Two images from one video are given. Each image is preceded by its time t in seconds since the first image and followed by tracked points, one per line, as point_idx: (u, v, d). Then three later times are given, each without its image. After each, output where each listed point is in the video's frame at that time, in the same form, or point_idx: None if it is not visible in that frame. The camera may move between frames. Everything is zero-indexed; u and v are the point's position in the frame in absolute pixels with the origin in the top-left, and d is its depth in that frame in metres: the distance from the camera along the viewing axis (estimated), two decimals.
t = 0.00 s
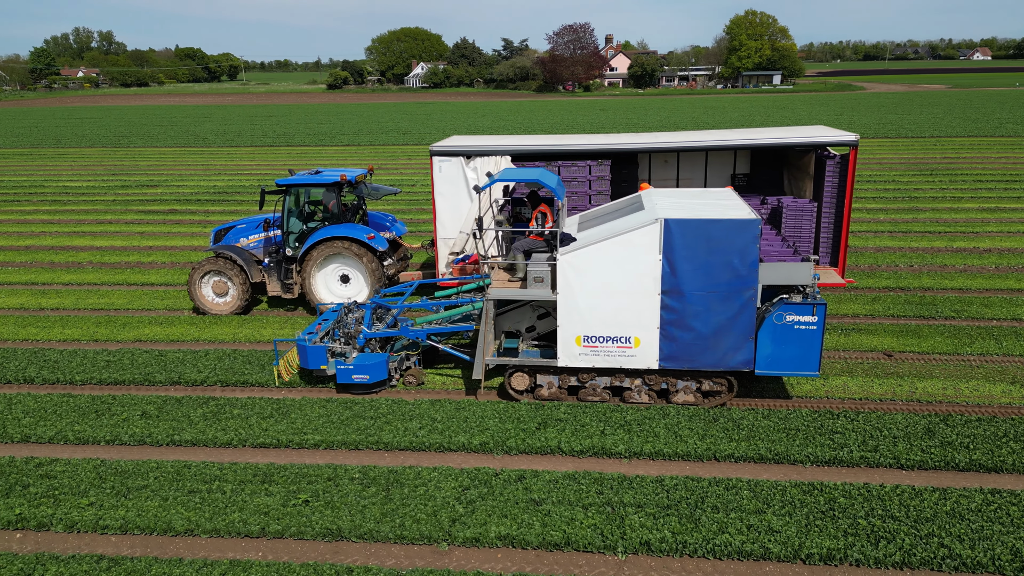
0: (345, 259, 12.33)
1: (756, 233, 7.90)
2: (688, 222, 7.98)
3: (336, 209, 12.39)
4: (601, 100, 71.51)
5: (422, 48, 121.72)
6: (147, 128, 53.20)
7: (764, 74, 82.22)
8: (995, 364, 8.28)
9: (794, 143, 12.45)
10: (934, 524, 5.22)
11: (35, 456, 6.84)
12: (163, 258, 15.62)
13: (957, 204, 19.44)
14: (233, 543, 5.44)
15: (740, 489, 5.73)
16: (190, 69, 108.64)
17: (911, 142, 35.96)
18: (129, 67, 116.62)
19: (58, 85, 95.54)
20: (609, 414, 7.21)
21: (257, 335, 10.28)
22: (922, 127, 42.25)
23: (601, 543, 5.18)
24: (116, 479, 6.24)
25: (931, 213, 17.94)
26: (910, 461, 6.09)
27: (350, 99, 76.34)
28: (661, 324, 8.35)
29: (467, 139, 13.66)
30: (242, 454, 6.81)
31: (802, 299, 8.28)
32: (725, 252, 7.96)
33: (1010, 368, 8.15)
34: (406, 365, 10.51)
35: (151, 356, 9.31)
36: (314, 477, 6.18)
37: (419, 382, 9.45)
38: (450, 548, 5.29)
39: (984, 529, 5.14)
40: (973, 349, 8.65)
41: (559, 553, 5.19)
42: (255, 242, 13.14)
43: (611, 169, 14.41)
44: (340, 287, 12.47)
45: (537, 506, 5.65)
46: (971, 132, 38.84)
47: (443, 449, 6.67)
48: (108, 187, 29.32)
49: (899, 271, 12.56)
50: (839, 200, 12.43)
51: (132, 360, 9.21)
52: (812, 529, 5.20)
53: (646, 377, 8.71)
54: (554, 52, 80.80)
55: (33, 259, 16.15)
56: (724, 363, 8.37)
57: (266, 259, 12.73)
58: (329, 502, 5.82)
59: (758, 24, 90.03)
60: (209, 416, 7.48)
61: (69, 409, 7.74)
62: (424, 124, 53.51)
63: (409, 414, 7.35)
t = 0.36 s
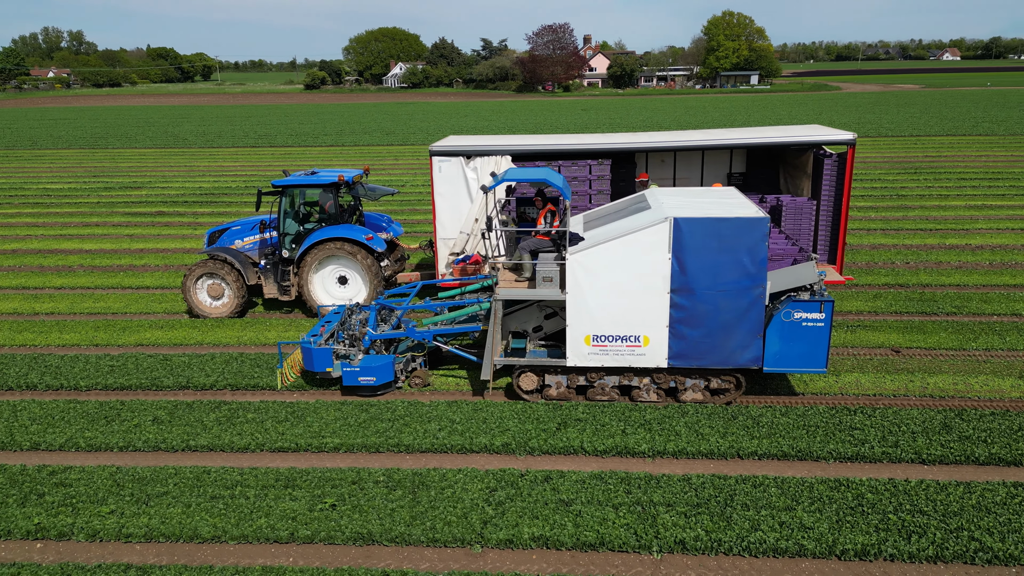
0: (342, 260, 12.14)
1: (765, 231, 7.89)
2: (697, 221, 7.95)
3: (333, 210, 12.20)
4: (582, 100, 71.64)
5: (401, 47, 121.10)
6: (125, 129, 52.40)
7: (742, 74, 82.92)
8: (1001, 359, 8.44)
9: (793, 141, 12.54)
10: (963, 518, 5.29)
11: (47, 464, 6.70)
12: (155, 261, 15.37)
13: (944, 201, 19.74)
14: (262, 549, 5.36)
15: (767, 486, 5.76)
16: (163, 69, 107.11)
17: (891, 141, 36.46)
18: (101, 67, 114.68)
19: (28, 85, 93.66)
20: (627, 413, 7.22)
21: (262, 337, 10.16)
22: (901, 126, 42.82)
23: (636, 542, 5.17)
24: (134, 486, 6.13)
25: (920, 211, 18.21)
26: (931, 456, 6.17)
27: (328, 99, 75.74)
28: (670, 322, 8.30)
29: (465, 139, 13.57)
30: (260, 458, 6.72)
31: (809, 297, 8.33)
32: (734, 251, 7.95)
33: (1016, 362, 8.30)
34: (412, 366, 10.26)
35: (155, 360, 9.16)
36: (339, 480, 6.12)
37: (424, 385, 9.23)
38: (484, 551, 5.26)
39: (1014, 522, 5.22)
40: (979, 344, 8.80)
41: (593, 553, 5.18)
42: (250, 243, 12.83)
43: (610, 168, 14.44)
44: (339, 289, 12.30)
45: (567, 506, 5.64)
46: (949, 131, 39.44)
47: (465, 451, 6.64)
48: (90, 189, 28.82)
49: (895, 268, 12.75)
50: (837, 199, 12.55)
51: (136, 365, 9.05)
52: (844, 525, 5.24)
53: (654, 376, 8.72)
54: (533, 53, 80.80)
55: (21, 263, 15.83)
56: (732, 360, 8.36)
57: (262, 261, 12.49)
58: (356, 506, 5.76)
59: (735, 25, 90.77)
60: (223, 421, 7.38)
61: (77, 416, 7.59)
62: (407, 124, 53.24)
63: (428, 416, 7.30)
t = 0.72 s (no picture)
0: (341, 261, 11.90)
1: (776, 229, 7.80)
2: (708, 219, 7.82)
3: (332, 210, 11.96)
4: (562, 100, 71.79)
5: (379, 47, 120.51)
6: (102, 129, 51.57)
7: (720, 74, 83.63)
8: (1006, 353, 8.59)
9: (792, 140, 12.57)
10: (992, 510, 5.37)
11: (62, 471, 6.57)
12: (148, 263, 15.15)
13: (931, 199, 20.04)
14: (295, 553, 5.31)
15: (796, 483, 5.80)
16: (135, 69, 105.57)
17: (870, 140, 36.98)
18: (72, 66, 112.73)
19: None
20: (647, 412, 7.23)
21: (268, 340, 10.04)
22: (880, 125, 43.46)
23: (673, 541, 5.19)
24: (156, 492, 6.03)
25: (908, 209, 18.51)
26: (953, 450, 6.26)
27: (307, 99, 75.15)
28: (679, 320, 8.17)
29: (465, 139, 13.43)
30: (281, 462, 6.65)
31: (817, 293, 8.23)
32: (745, 249, 7.84)
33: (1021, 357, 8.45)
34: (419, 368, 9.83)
35: (162, 364, 9.01)
36: (365, 483, 6.08)
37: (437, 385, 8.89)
38: (521, 551, 5.25)
39: None
40: (983, 339, 8.95)
41: (630, 552, 5.20)
42: (247, 245, 12.61)
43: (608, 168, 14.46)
44: (338, 289, 12.08)
45: (600, 505, 5.65)
46: (926, 130, 40.09)
47: (490, 452, 6.62)
48: (72, 192, 28.33)
49: (891, 265, 12.93)
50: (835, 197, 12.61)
51: (143, 369, 8.90)
52: (877, 520, 5.29)
53: (664, 374, 8.53)
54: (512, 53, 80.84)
55: (9, 267, 15.52)
56: (741, 357, 8.26)
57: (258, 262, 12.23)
58: (387, 508, 5.72)
59: (713, 25, 91.55)
60: (240, 424, 7.29)
61: (87, 422, 7.45)
62: (389, 125, 53.00)
63: (448, 417, 7.26)
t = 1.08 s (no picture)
0: (341, 261, 11.75)
1: (786, 226, 7.79)
2: (719, 217, 7.80)
3: (332, 210, 11.83)
4: (542, 100, 71.80)
5: (357, 47, 119.73)
6: (78, 130, 50.69)
7: (699, 74, 84.14)
8: (1012, 347, 8.74)
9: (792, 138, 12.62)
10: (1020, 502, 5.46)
11: (81, 478, 6.45)
12: (143, 266, 14.94)
13: (919, 196, 20.32)
14: (331, 557, 5.27)
15: (825, 478, 5.86)
16: (108, 69, 103.84)
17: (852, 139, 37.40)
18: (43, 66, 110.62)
19: None
20: (669, 409, 7.25)
21: (276, 342, 9.94)
22: (860, 125, 43.99)
23: (711, 538, 5.22)
24: (182, 497, 5.95)
25: (897, 206, 18.77)
26: (974, 443, 6.36)
27: (285, 99, 74.45)
28: (691, 318, 8.13)
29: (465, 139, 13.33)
30: (305, 466, 6.59)
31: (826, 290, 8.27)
32: (756, 247, 7.83)
33: None
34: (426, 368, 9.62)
35: (171, 368, 8.88)
36: (395, 484, 6.04)
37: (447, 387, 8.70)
38: (559, 551, 5.24)
39: None
40: (989, 333, 9.09)
41: (668, 549, 5.22)
42: (244, 247, 12.30)
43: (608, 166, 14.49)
44: (338, 290, 11.90)
45: (634, 503, 5.66)
46: (906, 129, 40.66)
47: (516, 452, 6.61)
48: (53, 194, 27.86)
49: (889, 262, 13.10)
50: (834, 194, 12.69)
51: (152, 373, 8.77)
52: (909, 513, 5.36)
53: (675, 371, 8.49)
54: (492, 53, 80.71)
55: None
56: (752, 355, 8.24)
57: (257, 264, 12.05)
58: (420, 510, 5.69)
59: (691, 25, 92.14)
60: (259, 427, 7.21)
61: (101, 428, 7.33)
62: (371, 125, 52.69)
63: (469, 417, 7.24)
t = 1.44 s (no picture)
0: (342, 262, 11.60)
1: (796, 223, 7.76)
2: (731, 215, 7.76)
3: (332, 211, 11.71)
4: (524, 100, 71.81)
5: (336, 47, 118.93)
6: (54, 131, 49.81)
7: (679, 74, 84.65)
8: (1018, 341, 8.90)
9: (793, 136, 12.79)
10: None
11: (103, 484, 6.35)
12: (139, 268, 14.74)
13: (907, 194, 20.62)
14: (371, 558, 5.24)
15: (854, 472, 5.92)
16: (82, 69, 102.14)
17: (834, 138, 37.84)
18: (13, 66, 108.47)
19: None
20: (690, 407, 7.27)
21: (286, 344, 9.85)
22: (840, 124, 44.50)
23: (749, 534, 5.25)
24: (212, 502, 5.88)
25: (887, 204, 19.02)
26: (995, 436, 6.46)
27: (265, 100, 73.75)
28: (702, 316, 8.10)
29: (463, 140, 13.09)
30: (331, 468, 6.53)
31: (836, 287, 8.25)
32: (767, 244, 7.80)
33: None
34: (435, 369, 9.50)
35: (182, 372, 8.76)
36: (426, 485, 6.02)
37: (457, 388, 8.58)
38: (599, 550, 5.25)
39: None
40: (995, 328, 9.26)
41: (708, 546, 5.24)
42: (241, 249, 11.99)
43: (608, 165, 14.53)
44: (338, 290, 11.72)
45: (668, 501, 5.68)
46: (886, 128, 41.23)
47: (543, 451, 6.61)
48: (34, 196, 27.38)
49: (887, 258, 13.27)
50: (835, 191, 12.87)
51: (163, 377, 8.65)
52: (941, 506, 5.43)
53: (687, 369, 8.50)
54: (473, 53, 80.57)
55: None
56: (763, 351, 8.23)
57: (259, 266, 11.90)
58: (455, 510, 5.67)
59: (671, 26, 92.64)
60: (280, 430, 7.15)
61: (117, 433, 7.21)
62: (354, 125, 52.37)
63: (493, 417, 7.22)
